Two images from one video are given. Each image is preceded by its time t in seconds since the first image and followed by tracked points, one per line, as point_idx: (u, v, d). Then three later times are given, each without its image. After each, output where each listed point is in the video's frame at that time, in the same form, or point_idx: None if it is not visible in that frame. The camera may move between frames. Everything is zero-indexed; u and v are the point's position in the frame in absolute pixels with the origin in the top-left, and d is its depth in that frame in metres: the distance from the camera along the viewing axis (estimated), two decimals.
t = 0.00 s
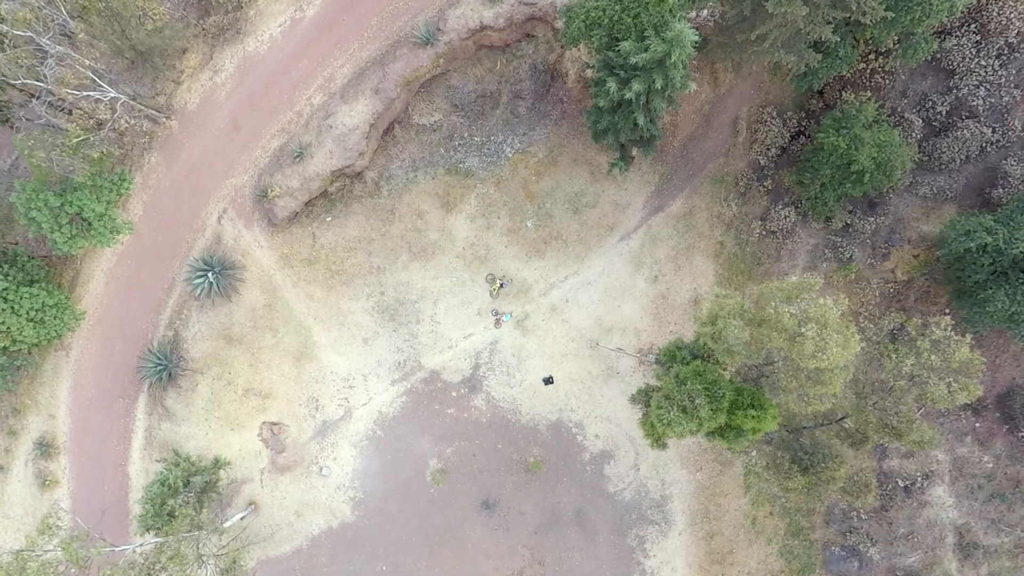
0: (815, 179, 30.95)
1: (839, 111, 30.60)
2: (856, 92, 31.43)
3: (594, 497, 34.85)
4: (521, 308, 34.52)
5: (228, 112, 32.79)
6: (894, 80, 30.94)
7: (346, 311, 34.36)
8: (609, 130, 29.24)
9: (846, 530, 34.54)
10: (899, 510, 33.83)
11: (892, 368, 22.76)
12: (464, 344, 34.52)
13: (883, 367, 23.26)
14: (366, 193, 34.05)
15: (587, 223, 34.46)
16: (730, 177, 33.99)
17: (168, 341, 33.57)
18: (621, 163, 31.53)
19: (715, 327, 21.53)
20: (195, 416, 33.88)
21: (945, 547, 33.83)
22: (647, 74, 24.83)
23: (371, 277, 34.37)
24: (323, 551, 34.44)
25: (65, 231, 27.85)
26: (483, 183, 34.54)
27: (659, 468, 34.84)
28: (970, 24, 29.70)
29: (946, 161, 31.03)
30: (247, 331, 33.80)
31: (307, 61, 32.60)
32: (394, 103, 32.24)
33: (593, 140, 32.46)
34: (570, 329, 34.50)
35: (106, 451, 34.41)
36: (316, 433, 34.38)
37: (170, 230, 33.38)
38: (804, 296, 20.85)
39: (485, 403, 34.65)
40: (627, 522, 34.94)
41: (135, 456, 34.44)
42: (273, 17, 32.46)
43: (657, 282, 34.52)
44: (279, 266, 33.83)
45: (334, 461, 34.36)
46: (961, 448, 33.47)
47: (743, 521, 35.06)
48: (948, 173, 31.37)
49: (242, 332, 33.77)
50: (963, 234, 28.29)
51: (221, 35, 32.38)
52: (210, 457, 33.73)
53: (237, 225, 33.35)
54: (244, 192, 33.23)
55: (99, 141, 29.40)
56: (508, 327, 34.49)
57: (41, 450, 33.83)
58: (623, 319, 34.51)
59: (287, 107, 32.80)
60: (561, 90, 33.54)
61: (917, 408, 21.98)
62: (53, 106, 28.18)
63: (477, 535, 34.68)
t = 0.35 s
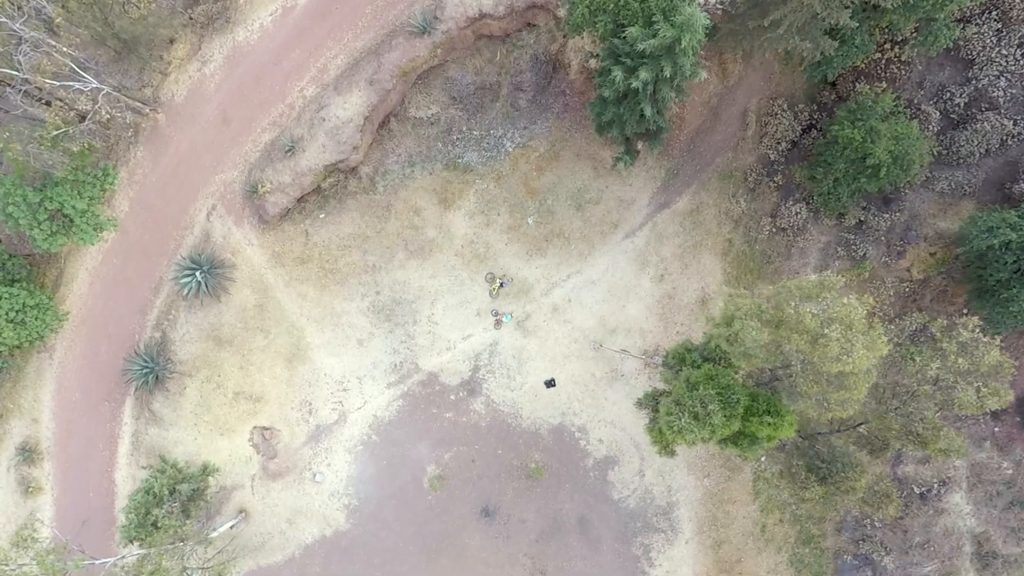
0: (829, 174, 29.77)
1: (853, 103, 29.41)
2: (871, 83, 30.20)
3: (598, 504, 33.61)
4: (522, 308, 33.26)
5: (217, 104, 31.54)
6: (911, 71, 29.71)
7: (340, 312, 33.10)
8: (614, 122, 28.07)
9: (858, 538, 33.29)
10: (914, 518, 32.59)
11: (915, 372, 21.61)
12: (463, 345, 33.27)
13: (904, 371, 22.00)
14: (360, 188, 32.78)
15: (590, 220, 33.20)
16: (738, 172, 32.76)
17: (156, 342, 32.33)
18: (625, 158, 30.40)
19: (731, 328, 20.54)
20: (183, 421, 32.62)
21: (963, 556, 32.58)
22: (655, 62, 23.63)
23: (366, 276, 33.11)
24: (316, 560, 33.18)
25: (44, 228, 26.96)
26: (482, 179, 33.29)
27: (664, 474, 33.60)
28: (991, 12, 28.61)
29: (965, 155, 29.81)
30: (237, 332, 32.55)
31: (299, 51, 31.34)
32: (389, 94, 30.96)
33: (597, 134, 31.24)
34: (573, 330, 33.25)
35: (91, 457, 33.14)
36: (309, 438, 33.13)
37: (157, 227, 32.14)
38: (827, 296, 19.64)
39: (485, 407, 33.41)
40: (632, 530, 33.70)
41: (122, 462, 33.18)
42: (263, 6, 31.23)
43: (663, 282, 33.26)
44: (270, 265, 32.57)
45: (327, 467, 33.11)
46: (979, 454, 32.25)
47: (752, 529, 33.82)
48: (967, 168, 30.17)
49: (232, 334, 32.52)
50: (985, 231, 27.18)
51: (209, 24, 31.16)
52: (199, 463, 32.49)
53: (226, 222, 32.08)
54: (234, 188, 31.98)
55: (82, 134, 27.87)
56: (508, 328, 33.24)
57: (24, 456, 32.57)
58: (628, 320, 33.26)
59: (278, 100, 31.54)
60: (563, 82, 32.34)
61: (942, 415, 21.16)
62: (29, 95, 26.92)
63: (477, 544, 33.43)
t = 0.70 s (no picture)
0: (844, 165, 28.49)
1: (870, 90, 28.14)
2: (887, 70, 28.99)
3: (603, 509, 32.27)
4: (523, 305, 31.93)
5: (204, 92, 30.21)
6: (930, 56, 28.43)
7: (334, 309, 31.76)
8: (620, 109, 26.79)
9: (873, 545, 31.93)
10: (932, 524, 31.25)
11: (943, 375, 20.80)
12: (462, 344, 31.93)
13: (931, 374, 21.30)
14: (354, 180, 31.42)
15: (594, 213, 31.87)
16: (749, 163, 31.47)
17: (141, 341, 30.98)
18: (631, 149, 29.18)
19: (751, 325, 19.54)
20: (170, 423, 31.27)
21: (983, 564, 31.20)
22: (664, 43, 22.34)
23: (361, 272, 31.78)
24: (309, 568, 31.82)
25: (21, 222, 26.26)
26: (482, 170, 31.97)
27: (671, 478, 32.27)
28: None
29: (987, 145, 28.63)
30: (226, 331, 31.21)
31: (290, 37, 30.02)
32: (385, 81, 29.63)
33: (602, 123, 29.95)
34: (576, 328, 31.92)
35: (74, 461, 31.72)
36: (302, 441, 31.77)
37: (143, 221, 30.79)
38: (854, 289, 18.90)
39: (484, 408, 32.07)
40: (638, 537, 32.36)
41: (106, 466, 31.76)
42: None
43: (670, 277, 31.94)
44: (260, 260, 31.24)
45: (321, 471, 31.77)
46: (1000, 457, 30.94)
47: (763, 534, 32.51)
48: (988, 158, 28.98)
49: (221, 332, 31.17)
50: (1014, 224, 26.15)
51: (197, 9, 29.88)
52: (186, 467, 31.14)
53: (215, 215, 30.74)
54: (222, 180, 30.63)
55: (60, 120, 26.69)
56: (509, 326, 31.90)
57: (4, 460, 31.15)
58: (633, 318, 31.94)
59: (268, 87, 30.21)
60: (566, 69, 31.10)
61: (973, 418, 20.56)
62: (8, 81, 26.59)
63: (476, 551, 32.09)
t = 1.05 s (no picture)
0: (862, 155, 27.15)
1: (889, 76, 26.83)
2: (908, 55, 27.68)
3: (608, 516, 30.89)
4: (525, 303, 30.56)
5: (191, 79, 28.85)
6: (952, 41, 27.13)
7: (327, 307, 30.39)
8: (627, 96, 25.51)
9: (889, 553, 30.55)
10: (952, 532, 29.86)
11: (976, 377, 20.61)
12: (461, 343, 30.56)
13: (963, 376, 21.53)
14: (347, 172, 30.06)
15: (599, 207, 30.49)
16: (760, 154, 30.12)
17: (125, 340, 29.58)
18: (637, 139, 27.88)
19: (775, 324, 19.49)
20: (155, 426, 29.89)
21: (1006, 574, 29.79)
22: (675, 21, 21.10)
23: (355, 268, 30.41)
24: None
25: None
26: (482, 162, 30.59)
27: (679, 484, 30.89)
28: None
29: (1012, 134, 27.61)
30: (214, 329, 29.83)
31: (281, 21, 28.68)
32: (380, 68, 28.29)
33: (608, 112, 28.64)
34: (580, 327, 30.56)
35: (55, 467, 30.25)
36: (293, 445, 30.39)
37: (126, 215, 29.40)
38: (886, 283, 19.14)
39: (484, 410, 30.71)
40: (645, 545, 30.99)
41: (89, 471, 30.28)
42: None
43: (678, 274, 30.56)
44: (250, 255, 29.87)
45: (313, 476, 30.41)
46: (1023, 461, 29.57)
47: (775, 542, 31.15)
48: (1013, 148, 27.87)
49: (208, 331, 29.82)
50: None
51: None
52: (172, 472, 29.75)
53: (202, 208, 29.37)
54: (210, 171, 29.26)
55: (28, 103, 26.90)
56: (510, 325, 30.54)
57: None
58: (640, 316, 30.58)
59: (258, 74, 28.85)
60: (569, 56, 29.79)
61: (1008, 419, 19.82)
62: None
63: (476, 559, 30.72)
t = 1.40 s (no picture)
0: (882, 150, 25.83)
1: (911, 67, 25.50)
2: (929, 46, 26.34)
3: (612, 529, 29.56)
4: (526, 305, 29.21)
5: (176, 71, 27.52)
6: (976, 31, 25.77)
7: (319, 309, 29.05)
8: (635, 87, 24.21)
9: (907, 567, 29.25)
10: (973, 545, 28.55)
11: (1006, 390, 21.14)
12: (459, 348, 29.23)
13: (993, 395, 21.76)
14: (341, 168, 28.73)
15: (605, 205, 29.14)
16: (773, 150, 28.79)
17: (108, 343, 28.24)
18: (645, 134, 26.59)
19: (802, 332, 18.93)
20: (139, 434, 28.55)
21: None
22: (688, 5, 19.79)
23: (349, 269, 29.07)
24: None
25: None
26: (482, 158, 29.25)
27: (687, 494, 29.56)
28: None
29: None
30: (201, 333, 28.51)
31: (271, 10, 27.35)
32: (374, 58, 26.94)
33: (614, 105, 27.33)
34: (584, 331, 29.23)
35: (34, 476, 28.91)
36: (284, 454, 29.06)
37: (109, 212, 28.06)
38: (924, 290, 18.83)
39: (484, 418, 29.38)
40: (651, 558, 29.66)
41: (71, 480, 28.93)
42: None
43: (687, 275, 29.23)
44: (238, 255, 28.53)
45: (305, 486, 29.08)
46: None
47: (787, 555, 29.87)
48: None
49: (195, 335, 28.49)
50: None
51: None
52: (157, 482, 28.42)
53: (188, 206, 28.04)
54: (196, 167, 27.91)
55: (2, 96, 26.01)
56: (511, 328, 29.21)
57: None
58: (647, 318, 29.25)
59: (247, 65, 27.51)
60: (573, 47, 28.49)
61: None
62: None
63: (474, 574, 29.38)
